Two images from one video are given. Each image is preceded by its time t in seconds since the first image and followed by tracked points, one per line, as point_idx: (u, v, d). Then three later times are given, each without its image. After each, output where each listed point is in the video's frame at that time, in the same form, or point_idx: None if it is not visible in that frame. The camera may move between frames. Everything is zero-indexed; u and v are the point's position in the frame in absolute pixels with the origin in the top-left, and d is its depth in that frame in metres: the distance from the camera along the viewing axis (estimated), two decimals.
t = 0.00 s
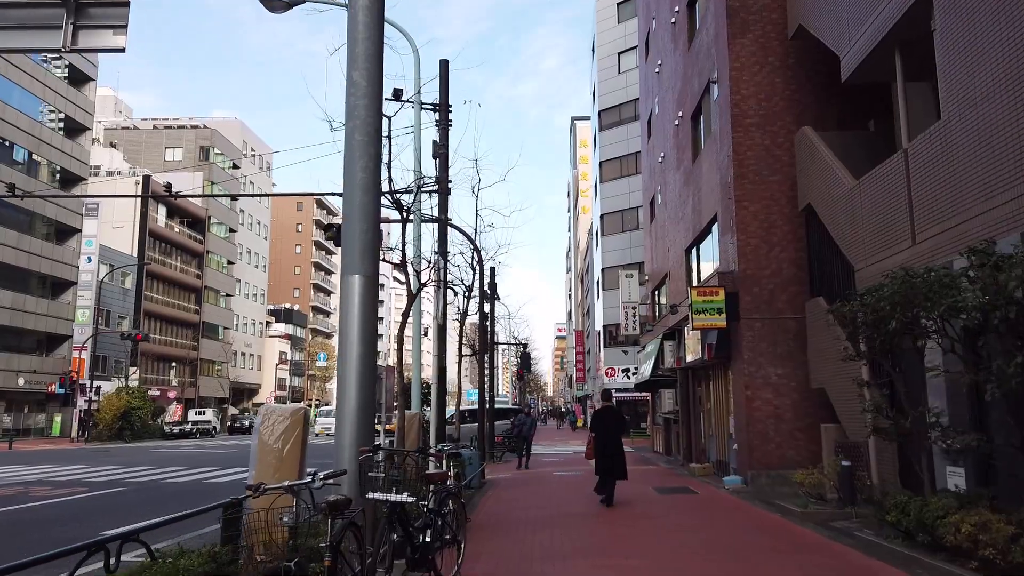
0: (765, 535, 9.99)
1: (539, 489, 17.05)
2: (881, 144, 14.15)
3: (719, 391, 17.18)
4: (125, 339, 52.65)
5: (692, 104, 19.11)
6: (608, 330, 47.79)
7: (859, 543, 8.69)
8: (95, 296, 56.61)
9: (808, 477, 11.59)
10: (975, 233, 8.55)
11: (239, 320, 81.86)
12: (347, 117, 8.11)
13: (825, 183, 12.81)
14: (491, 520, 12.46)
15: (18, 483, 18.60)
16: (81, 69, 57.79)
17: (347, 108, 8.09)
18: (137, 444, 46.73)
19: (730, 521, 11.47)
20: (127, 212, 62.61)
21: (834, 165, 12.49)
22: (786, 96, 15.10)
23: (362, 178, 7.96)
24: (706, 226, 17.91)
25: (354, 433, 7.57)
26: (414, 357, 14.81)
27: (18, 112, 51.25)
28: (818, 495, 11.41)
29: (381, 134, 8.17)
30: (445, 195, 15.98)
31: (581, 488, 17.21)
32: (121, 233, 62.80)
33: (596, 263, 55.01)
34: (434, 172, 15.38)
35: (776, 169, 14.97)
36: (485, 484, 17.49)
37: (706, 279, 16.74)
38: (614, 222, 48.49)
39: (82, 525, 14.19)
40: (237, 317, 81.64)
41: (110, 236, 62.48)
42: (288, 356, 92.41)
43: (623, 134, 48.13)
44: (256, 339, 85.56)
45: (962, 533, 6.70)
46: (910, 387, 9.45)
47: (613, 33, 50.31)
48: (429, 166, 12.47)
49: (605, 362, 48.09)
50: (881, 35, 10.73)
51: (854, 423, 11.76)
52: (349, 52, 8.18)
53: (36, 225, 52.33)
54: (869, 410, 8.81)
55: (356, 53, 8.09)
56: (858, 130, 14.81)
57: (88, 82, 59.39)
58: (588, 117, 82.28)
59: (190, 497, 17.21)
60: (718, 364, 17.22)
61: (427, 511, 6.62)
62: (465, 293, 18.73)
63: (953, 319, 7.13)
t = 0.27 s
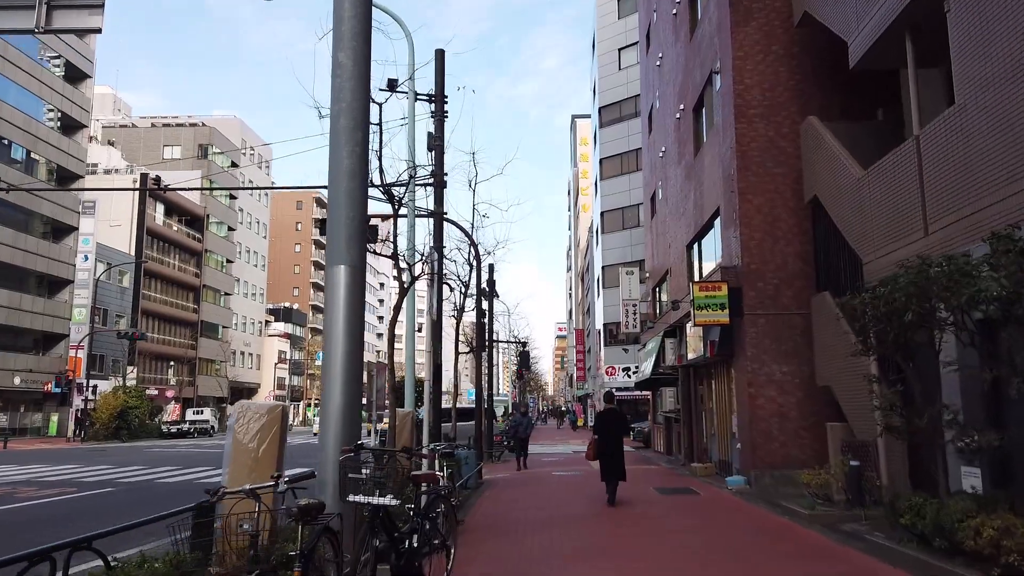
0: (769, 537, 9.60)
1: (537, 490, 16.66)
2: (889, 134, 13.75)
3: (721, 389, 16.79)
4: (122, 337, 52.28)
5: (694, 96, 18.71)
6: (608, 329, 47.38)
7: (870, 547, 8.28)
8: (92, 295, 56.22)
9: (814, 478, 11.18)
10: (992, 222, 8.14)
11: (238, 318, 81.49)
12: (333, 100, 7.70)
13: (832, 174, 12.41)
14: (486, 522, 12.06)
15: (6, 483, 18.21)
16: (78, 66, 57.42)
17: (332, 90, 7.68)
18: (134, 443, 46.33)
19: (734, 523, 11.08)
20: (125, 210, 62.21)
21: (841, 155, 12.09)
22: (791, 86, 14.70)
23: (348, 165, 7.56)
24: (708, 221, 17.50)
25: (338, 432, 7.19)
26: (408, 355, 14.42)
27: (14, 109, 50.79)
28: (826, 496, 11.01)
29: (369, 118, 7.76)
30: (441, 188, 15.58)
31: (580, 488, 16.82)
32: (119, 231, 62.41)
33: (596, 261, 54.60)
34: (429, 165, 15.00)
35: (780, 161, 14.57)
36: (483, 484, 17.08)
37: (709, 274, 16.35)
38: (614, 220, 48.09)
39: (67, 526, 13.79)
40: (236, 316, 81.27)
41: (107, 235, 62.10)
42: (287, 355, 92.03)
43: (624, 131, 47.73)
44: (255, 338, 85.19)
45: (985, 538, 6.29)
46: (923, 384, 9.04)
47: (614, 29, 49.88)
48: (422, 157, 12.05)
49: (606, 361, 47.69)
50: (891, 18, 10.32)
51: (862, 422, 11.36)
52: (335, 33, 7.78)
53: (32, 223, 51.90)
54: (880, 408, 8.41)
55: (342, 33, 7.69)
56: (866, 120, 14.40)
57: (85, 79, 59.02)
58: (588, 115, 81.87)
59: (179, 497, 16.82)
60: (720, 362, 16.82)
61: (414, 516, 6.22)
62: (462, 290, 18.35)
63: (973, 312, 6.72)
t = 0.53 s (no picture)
0: (775, 547, 9.19)
1: (534, 495, 16.23)
2: (896, 128, 13.33)
3: (723, 392, 16.37)
4: (117, 337, 51.78)
5: (694, 92, 18.29)
6: (608, 329, 46.93)
7: (881, 559, 7.87)
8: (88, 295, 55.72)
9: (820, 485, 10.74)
10: (1009, 216, 7.70)
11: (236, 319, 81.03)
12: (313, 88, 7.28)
13: (838, 169, 11.98)
14: (480, 529, 11.64)
15: None
16: (73, 64, 56.99)
17: (313, 78, 7.26)
18: (129, 445, 45.83)
19: (736, 531, 10.67)
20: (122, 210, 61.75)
21: (847, 149, 11.66)
22: (794, 80, 14.27)
23: (329, 157, 7.13)
24: (709, 219, 17.07)
25: (317, 438, 6.77)
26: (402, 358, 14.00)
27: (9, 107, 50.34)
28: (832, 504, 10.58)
29: (352, 107, 7.33)
30: (434, 186, 15.16)
31: (578, 493, 16.39)
32: (116, 231, 61.95)
33: (596, 261, 54.17)
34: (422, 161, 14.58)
35: (783, 157, 14.15)
36: (479, 489, 16.66)
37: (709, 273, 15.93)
38: (614, 219, 47.63)
39: (49, 533, 13.37)
40: (234, 316, 80.80)
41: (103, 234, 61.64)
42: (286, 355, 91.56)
43: (624, 129, 47.29)
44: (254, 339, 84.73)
45: (1009, 553, 5.87)
46: (936, 388, 8.62)
47: (614, 27, 49.44)
48: (413, 153, 11.62)
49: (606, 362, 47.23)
50: (900, 6, 9.91)
51: (869, 426, 10.94)
52: (316, 16, 7.35)
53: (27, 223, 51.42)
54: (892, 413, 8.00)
55: (323, 17, 7.27)
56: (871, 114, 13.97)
57: (80, 77, 58.60)
58: (588, 114, 81.41)
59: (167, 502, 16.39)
60: (722, 363, 16.40)
61: (394, 531, 5.82)
62: (457, 289, 17.92)
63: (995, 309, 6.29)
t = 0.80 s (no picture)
0: (783, 547, 8.79)
1: (533, 494, 15.84)
2: (906, 115, 12.93)
3: (727, 388, 15.98)
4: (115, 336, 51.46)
5: (697, 82, 17.91)
6: (610, 327, 46.54)
7: (896, 561, 7.47)
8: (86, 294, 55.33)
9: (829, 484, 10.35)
10: None
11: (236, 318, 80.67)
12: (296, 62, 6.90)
13: (847, 156, 11.59)
14: (477, 529, 11.26)
15: None
16: (71, 62, 56.68)
17: (297, 51, 6.88)
18: (127, 445, 45.41)
19: (742, 531, 10.27)
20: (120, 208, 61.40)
21: (856, 135, 11.26)
22: (801, 66, 13.88)
23: (312, 135, 6.75)
24: (713, 212, 16.68)
25: (300, 431, 6.39)
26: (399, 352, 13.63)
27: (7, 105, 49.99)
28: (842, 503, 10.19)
29: (337, 82, 6.95)
30: (431, 176, 14.78)
31: (579, 492, 16.00)
32: (114, 230, 61.59)
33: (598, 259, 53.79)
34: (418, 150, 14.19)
35: (789, 146, 13.76)
36: (477, 488, 16.27)
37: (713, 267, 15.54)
38: (615, 216, 47.21)
39: (34, 533, 13.00)
40: (234, 315, 80.49)
41: (102, 233, 61.29)
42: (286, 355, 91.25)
43: (625, 126, 46.89)
44: (254, 338, 84.38)
45: None
46: (954, 380, 8.22)
47: (615, 23, 49.04)
48: (406, 140, 11.24)
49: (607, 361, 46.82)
50: None
51: (880, 422, 10.54)
52: None
53: (24, 221, 51.08)
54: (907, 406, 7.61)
55: None
56: (881, 101, 13.57)
57: (78, 75, 58.26)
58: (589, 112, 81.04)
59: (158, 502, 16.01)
60: (726, 359, 16.00)
61: (379, 533, 5.41)
62: (455, 284, 17.52)
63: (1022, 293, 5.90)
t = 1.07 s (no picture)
0: (792, 559, 8.34)
1: (532, 499, 15.41)
2: (915, 107, 12.52)
3: (730, 390, 15.56)
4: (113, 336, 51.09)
5: (700, 76, 17.49)
6: (611, 327, 46.12)
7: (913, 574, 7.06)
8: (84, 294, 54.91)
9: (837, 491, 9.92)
10: None
11: (235, 318, 80.27)
12: (275, 45, 6.49)
13: (855, 150, 11.16)
14: (473, 536, 10.85)
15: None
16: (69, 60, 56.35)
17: (275, 33, 6.47)
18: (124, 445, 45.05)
19: (748, 540, 9.87)
20: (118, 207, 61.00)
21: (866, 127, 10.83)
22: (807, 57, 13.45)
23: (293, 123, 6.32)
24: (716, 208, 16.24)
25: (277, 437, 5.99)
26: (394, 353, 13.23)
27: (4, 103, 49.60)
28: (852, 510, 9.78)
29: (319, 67, 6.54)
30: (426, 172, 14.37)
31: (578, 497, 15.56)
32: (113, 229, 61.21)
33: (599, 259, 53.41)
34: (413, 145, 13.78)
35: (795, 140, 13.33)
36: (474, 492, 15.85)
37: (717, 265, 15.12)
38: (616, 215, 46.78)
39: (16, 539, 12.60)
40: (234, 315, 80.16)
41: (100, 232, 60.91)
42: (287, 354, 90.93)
43: (626, 124, 46.46)
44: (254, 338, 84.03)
45: None
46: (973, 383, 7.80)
47: (617, 20, 48.60)
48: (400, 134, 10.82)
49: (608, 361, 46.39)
50: None
51: (891, 427, 10.13)
52: None
53: (21, 220, 50.70)
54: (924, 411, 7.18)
55: None
56: (890, 93, 13.13)
57: (76, 73, 57.93)
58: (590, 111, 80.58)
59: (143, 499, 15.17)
60: (729, 360, 15.58)
61: (357, 549, 4.98)
62: (451, 283, 17.09)
63: None
